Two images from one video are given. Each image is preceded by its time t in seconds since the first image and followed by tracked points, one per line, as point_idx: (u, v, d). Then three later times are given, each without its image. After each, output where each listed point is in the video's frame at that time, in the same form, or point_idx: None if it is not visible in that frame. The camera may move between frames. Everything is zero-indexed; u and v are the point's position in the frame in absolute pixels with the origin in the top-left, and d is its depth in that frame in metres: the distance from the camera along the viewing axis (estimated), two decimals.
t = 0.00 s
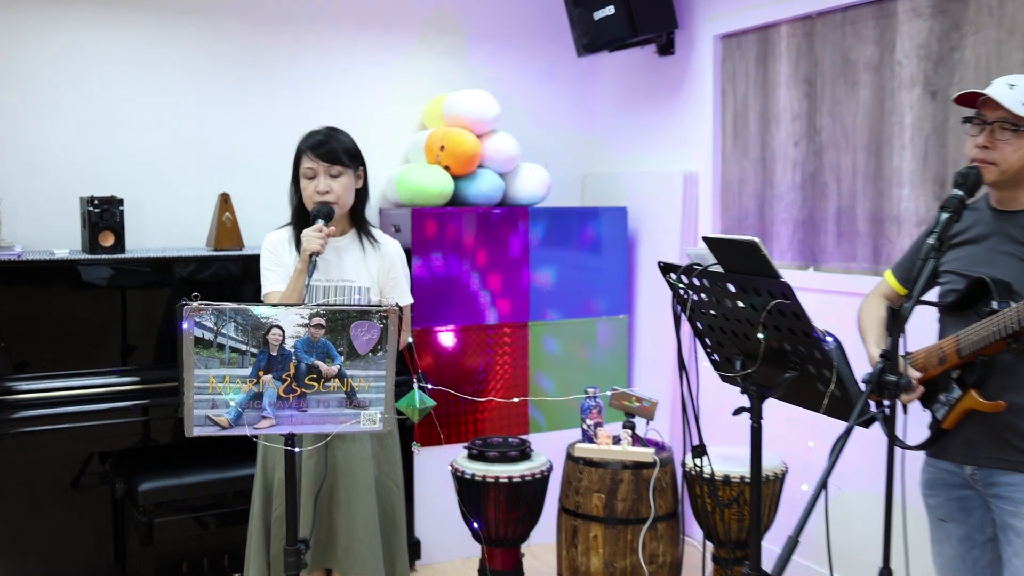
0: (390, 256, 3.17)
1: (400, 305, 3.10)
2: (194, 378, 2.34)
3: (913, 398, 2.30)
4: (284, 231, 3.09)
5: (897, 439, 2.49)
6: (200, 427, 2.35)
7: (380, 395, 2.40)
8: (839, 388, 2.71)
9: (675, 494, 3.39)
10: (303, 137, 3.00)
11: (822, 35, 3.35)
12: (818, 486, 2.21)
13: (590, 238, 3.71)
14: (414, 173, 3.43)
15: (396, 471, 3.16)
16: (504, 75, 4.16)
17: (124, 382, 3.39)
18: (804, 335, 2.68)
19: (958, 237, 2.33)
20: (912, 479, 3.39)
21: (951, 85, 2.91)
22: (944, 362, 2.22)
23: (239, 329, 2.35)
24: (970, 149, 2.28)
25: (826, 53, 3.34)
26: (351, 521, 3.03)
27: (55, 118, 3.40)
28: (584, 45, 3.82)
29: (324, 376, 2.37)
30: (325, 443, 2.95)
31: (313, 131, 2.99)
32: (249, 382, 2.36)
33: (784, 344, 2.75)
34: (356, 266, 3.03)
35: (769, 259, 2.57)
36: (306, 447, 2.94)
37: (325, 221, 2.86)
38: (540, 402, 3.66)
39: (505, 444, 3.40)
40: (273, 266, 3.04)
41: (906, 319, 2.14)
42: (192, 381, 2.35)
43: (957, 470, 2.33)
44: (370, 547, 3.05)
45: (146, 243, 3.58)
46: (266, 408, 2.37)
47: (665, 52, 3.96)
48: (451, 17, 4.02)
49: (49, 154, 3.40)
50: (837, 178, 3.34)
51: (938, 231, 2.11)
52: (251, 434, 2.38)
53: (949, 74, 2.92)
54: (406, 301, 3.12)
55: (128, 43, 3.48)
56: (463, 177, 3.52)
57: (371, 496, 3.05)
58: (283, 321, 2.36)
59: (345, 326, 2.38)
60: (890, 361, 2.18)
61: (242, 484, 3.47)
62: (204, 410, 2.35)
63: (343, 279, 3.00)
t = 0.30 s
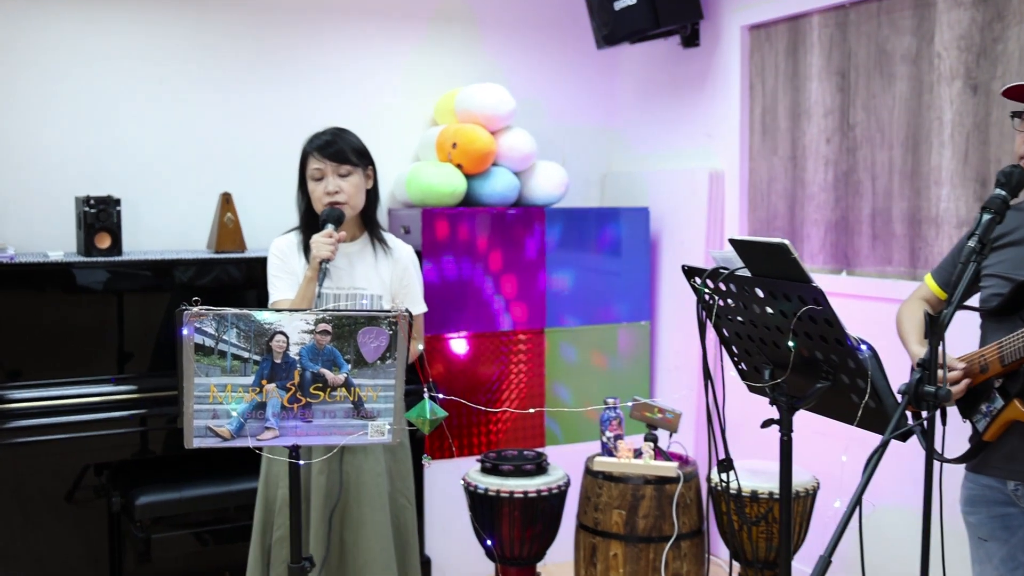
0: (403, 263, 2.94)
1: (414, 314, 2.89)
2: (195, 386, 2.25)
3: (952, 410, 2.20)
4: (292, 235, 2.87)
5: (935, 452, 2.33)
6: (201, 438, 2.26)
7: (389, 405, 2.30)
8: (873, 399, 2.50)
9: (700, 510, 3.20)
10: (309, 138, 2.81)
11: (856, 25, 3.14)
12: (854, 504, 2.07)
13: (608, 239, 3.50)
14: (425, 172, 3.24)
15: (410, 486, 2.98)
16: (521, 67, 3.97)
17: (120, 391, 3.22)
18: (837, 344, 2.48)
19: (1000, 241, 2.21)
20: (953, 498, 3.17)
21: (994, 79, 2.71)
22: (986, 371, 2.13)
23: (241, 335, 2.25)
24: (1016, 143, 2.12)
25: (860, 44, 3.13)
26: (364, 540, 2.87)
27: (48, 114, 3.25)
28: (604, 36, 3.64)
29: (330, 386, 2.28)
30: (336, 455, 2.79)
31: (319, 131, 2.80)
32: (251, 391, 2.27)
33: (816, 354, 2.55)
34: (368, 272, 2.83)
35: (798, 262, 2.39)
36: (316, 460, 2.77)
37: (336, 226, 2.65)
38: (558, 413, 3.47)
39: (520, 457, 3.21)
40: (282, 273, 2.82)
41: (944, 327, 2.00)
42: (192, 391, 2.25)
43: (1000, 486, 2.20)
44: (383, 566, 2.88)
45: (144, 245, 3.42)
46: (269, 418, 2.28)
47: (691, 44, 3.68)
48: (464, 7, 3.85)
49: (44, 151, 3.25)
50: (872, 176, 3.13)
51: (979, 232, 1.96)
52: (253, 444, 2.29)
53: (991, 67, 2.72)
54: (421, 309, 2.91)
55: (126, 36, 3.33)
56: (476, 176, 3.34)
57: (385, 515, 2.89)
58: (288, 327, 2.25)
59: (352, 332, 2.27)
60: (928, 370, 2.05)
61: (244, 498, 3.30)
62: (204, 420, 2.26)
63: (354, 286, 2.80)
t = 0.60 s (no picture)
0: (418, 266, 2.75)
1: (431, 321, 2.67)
2: (194, 395, 2.09)
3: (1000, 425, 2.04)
4: (302, 237, 2.66)
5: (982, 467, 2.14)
6: (200, 450, 2.10)
7: (399, 415, 2.13)
8: (913, 412, 2.29)
9: (727, 528, 3.00)
10: (316, 135, 2.61)
11: (894, 13, 2.89)
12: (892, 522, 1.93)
13: (630, 242, 3.31)
14: (435, 170, 3.09)
15: (424, 499, 2.80)
16: (538, 60, 3.76)
17: (117, 400, 3.03)
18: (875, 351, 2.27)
19: None
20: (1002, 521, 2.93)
21: None
22: None
23: (244, 341, 2.09)
24: None
25: (898, 34, 2.89)
26: (374, 557, 2.68)
27: (42, 108, 3.10)
28: (625, 26, 3.45)
29: (338, 395, 2.11)
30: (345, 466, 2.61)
31: (327, 127, 2.61)
32: (254, 400, 2.10)
33: (852, 361, 2.34)
34: (381, 275, 2.62)
35: (834, 265, 2.19)
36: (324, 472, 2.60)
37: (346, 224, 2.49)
38: (577, 425, 3.27)
39: (537, 471, 3.03)
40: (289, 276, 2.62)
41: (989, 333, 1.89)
42: (191, 400, 2.09)
43: None
44: None
45: (143, 246, 3.26)
46: (273, 429, 2.11)
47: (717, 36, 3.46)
48: None
49: (37, 148, 3.11)
50: (911, 175, 2.88)
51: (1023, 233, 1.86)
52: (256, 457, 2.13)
53: None
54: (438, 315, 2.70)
55: (123, 28, 3.18)
56: (491, 174, 3.16)
57: (397, 532, 2.70)
58: (292, 333, 2.10)
59: (360, 338, 2.11)
60: (971, 380, 1.93)
61: (246, 515, 3.10)
62: (204, 431, 2.09)
63: (367, 291, 2.59)
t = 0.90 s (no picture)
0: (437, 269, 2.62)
1: (450, 325, 2.54)
2: (205, 404, 1.97)
3: None
4: (316, 238, 2.54)
5: None
6: (211, 462, 1.98)
7: (418, 426, 2.00)
8: (956, 425, 2.13)
9: (759, 545, 2.85)
10: (331, 132, 2.49)
11: (936, 4, 2.71)
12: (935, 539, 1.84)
13: (659, 245, 3.16)
14: (455, 170, 2.96)
15: (444, 513, 2.68)
16: (562, 56, 3.61)
17: (126, 409, 2.92)
18: (915, 362, 2.12)
19: None
20: None
21: None
22: None
23: (256, 348, 1.97)
24: None
25: (940, 27, 2.71)
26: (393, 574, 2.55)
27: (48, 106, 3.01)
28: (653, 20, 3.31)
29: (353, 405, 1.99)
30: (360, 479, 2.49)
31: (342, 124, 2.49)
32: (267, 410, 1.98)
33: (893, 371, 2.18)
34: (398, 278, 2.49)
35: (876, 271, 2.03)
36: (338, 485, 2.48)
37: (361, 225, 2.37)
38: (603, 438, 3.13)
39: (561, 485, 2.91)
40: (303, 279, 2.51)
41: None
42: (202, 409, 1.98)
43: None
44: None
45: (152, 249, 3.16)
46: (286, 441, 1.98)
47: (751, 28, 3.28)
48: None
49: (43, 148, 3.02)
50: (955, 176, 2.70)
51: None
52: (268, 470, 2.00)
53: None
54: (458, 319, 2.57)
55: (131, 23, 3.08)
56: (513, 174, 3.04)
57: (417, 548, 2.57)
58: (307, 339, 1.98)
59: (377, 345, 1.98)
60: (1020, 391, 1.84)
61: (259, 529, 2.96)
62: (215, 442, 1.98)
63: (383, 294, 2.46)
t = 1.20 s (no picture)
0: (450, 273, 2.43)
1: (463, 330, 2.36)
2: (208, 414, 1.82)
3: None
4: (321, 238, 2.37)
5: None
6: (215, 475, 1.83)
7: (434, 439, 1.85)
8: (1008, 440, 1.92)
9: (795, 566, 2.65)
10: (336, 125, 2.31)
11: None
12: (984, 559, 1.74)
13: (687, 246, 2.99)
14: (474, 168, 2.80)
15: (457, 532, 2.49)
16: (586, 44, 3.40)
17: (125, 419, 2.70)
18: (963, 372, 1.90)
19: None
20: None
21: None
22: None
23: (262, 355, 1.81)
24: None
25: (991, 11, 2.49)
26: None
27: (43, 99, 2.86)
28: (682, 6, 3.12)
29: (365, 416, 1.83)
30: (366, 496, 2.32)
31: (348, 117, 2.31)
32: (274, 421, 1.83)
33: (937, 382, 1.97)
34: (407, 280, 2.31)
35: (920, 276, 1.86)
36: (344, 502, 2.32)
37: (363, 224, 2.20)
38: (628, 453, 2.96)
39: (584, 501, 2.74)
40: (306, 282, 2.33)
41: None
42: (204, 419, 1.82)
43: None
44: None
45: (154, 250, 3.00)
46: (294, 453, 1.83)
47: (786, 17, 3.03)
48: None
49: (38, 142, 2.87)
50: (1007, 174, 2.49)
51: None
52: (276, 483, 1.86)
53: None
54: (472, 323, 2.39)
55: (130, 10, 2.93)
56: (533, 170, 2.87)
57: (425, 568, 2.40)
58: (316, 346, 1.82)
59: (390, 353, 1.83)
60: None
61: (264, 546, 2.79)
62: (219, 454, 1.83)
63: (392, 298, 2.29)
